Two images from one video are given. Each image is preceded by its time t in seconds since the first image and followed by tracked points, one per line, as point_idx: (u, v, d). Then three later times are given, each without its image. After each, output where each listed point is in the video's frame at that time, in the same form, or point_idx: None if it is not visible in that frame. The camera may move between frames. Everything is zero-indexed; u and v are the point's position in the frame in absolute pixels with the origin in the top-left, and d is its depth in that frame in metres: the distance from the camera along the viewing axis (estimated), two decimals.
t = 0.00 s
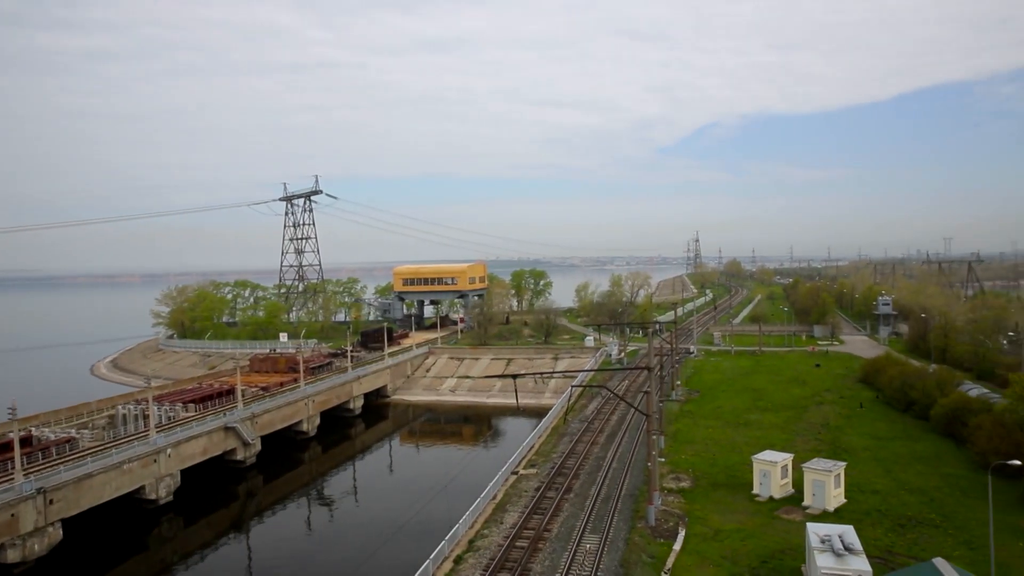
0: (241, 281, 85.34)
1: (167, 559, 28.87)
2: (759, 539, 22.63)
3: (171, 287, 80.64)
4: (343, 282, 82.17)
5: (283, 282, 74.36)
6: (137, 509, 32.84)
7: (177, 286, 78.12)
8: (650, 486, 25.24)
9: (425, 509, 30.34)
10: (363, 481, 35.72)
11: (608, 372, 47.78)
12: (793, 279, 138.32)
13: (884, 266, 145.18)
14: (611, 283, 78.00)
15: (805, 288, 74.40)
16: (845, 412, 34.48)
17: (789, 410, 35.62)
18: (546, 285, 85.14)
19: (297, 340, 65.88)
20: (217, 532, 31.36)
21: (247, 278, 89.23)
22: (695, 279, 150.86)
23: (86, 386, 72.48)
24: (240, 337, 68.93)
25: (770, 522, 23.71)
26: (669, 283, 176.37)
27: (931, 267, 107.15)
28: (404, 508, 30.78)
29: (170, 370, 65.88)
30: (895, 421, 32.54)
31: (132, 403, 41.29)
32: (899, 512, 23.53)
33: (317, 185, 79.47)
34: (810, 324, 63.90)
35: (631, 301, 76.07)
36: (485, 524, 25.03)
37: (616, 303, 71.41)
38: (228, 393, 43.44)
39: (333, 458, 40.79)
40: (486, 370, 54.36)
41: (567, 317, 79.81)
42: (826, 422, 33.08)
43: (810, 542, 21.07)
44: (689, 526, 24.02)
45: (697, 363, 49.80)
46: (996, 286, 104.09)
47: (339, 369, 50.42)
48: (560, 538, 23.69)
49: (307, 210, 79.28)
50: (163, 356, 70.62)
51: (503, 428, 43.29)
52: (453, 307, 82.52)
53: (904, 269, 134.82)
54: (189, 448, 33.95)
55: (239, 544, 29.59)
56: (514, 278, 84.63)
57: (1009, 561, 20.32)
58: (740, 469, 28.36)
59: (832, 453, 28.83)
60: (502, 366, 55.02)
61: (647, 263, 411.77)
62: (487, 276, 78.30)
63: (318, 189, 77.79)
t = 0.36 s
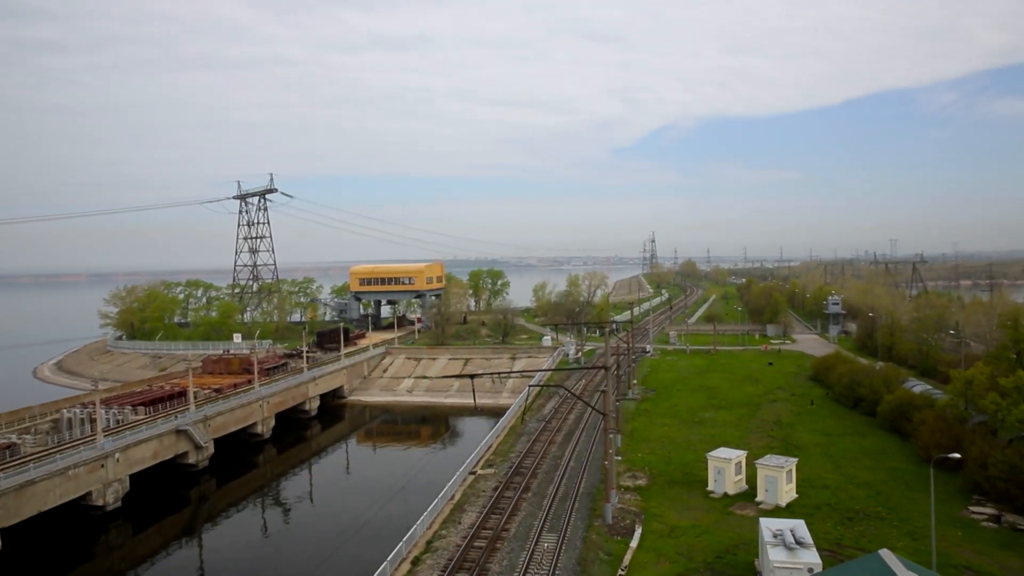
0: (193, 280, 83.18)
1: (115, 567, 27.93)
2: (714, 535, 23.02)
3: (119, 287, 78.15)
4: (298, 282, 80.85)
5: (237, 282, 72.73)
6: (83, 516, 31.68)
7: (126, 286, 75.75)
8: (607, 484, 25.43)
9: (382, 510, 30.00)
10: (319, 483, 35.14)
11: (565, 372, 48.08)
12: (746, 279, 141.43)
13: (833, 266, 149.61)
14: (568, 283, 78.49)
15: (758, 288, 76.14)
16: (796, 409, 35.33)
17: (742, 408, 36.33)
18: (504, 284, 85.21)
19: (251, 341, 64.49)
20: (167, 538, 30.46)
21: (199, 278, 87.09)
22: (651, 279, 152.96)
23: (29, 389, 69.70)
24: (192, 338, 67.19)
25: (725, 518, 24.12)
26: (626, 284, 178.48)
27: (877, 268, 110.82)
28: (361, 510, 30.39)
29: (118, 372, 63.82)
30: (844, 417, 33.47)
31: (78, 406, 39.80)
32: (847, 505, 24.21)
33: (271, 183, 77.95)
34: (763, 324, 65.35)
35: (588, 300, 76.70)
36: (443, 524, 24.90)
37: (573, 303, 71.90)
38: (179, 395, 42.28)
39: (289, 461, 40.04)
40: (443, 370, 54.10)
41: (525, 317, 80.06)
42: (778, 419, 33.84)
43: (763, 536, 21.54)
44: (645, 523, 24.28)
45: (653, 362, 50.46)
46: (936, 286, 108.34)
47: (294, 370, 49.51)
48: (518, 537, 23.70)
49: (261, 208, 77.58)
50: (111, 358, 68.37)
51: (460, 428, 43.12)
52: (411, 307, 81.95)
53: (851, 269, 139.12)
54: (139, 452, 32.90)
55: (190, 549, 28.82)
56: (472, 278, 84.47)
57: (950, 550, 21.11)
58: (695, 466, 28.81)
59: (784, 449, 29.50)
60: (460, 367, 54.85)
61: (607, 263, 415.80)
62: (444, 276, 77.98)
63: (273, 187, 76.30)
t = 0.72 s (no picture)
0: (143, 281, 80.88)
1: None
2: (670, 532, 23.33)
3: (65, 287, 75.60)
4: (253, 282, 79.41)
5: (190, 282, 70.98)
6: (26, 525, 30.49)
7: (72, 286, 73.34)
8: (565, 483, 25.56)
9: (340, 512, 29.62)
10: (274, 486, 34.50)
11: (523, 372, 48.25)
12: (702, 279, 143.97)
13: (785, 266, 153.44)
14: (526, 283, 78.83)
15: (713, 288, 77.56)
16: (750, 407, 36.04)
17: (698, 406, 36.90)
18: (462, 284, 85.11)
19: (204, 342, 63.00)
20: (116, 546, 29.53)
21: (150, 278, 84.85)
22: (609, 279, 154.72)
23: None
24: (142, 339, 65.42)
25: (681, 515, 24.46)
26: (585, 283, 180.03)
27: (827, 268, 113.99)
28: (318, 512, 29.94)
29: (65, 375, 61.73)
30: (796, 414, 34.26)
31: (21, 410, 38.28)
32: (799, 500, 24.75)
33: (225, 181, 76.22)
34: (718, 323, 66.62)
35: (547, 300, 77.16)
36: (401, 526, 24.69)
37: (531, 302, 72.15)
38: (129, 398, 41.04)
39: (244, 463, 39.26)
40: (401, 371, 53.76)
41: (483, 317, 80.15)
42: (733, 417, 34.46)
43: (718, 531, 21.99)
44: (603, 521, 24.46)
45: (611, 361, 50.95)
46: (882, 286, 112.03)
47: (249, 371, 48.58)
48: (477, 537, 23.65)
49: (216, 207, 75.23)
50: (57, 360, 66.08)
51: (418, 429, 42.85)
52: (369, 307, 81.26)
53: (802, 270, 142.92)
54: (86, 458, 31.84)
55: (140, 556, 28.00)
56: (430, 278, 84.19)
57: (896, 541, 21.77)
58: (652, 464, 29.15)
59: (738, 447, 30.05)
60: (417, 367, 54.60)
61: (567, 263, 418.68)
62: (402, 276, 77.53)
63: (226, 184, 74.56)
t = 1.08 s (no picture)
0: (89, 280, 78.35)
1: None
2: (625, 530, 23.55)
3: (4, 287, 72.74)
4: (204, 282, 77.51)
5: (137, 281, 68.91)
6: None
7: (12, 286, 70.59)
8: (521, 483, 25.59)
9: (295, 514, 29.17)
10: (226, 490, 33.77)
11: (479, 372, 48.21)
12: (656, 279, 145.92)
13: (737, 267, 156.68)
14: (483, 283, 78.81)
15: (668, 288, 78.65)
16: (703, 405, 36.61)
17: (652, 405, 37.33)
18: (418, 284, 84.65)
19: (153, 343, 61.32)
20: (59, 555, 28.50)
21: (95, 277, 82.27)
22: (564, 279, 155.69)
23: None
24: (87, 341, 63.37)
25: (636, 513, 24.70)
26: (543, 283, 180.83)
27: (778, 269, 116.60)
28: (273, 515, 29.43)
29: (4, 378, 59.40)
30: (748, 412, 34.92)
31: None
32: (751, 496, 25.23)
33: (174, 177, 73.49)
34: (673, 323, 67.63)
35: (503, 300, 77.30)
36: (357, 528, 24.41)
37: (488, 302, 72.14)
38: (73, 402, 39.68)
39: (194, 467, 38.38)
40: (356, 372, 53.24)
41: (439, 317, 79.90)
42: (687, 415, 34.96)
43: (673, 528, 22.27)
44: (560, 520, 24.56)
45: (567, 361, 51.26)
46: (830, 286, 115.14)
47: (200, 373, 47.48)
48: (433, 538, 23.53)
49: (165, 205, 69.33)
50: None
51: (374, 430, 42.45)
52: (323, 307, 80.24)
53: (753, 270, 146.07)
54: (26, 464, 30.66)
55: (85, 564, 27.09)
56: (385, 278, 83.55)
57: (843, 534, 22.35)
58: (608, 462, 29.38)
59: (693, 445, 30.47)
60: (373, 367, 54.18)
61: (529, 264, 420.06)
62: (357, 275, 76.76)
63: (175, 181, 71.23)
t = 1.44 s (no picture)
0: (34, 279, 75.83)
1: None
2: (585, 528, 23.70)
3: None
4: (156, 281, 74.83)
5: (86, 281, 66.92)
6: None
7: None
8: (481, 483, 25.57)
9: (252, 518, 28.69)
10: (180, 494, 33.02)
11: (439, 372, 48.05)
12: (614, 280, 147.27)
13: (693, 267, 159.19)
14: (442, 283, 78.61)
15: (627, 288, 79.56)
16: (661, 404, 37.05)
17: (611, 404, 37.68)
18: (377, 284, 84.00)
19: (104, 344, 59.73)
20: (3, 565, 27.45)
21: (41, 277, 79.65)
22: (523, 279, 156.17)
23: None
24: (32, 343, 61.35)
25: (595, 511, 24.88)
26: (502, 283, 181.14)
27: (732, 269, 118.76)
28: (229, 519, 28.88)
29: None
30: (705, 410, 35.47)
31: None
32: (708, 493, 25.60)
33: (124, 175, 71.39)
34: (631, 322, 68.35)
35: (462, 300, 77.24)
36: (315, 531, 24.09)
37: (446, 302, 72.03)
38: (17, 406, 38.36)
39: (146, 472, 37.48)
40: (313, 372, 52.71)
41: (398, 317, 79.44)
42: (645, 414, 35.33)
43: (631, 526, 22.43)
44: (519, 520, 24.59)
45: (527, 360, 51.38)
46: (784, 287, 117.87)
47: (152, 375, 46.42)
48: (392, 540, 23.33)
49: (115, 203, 66.95)
50: None
51: (332, 431, 42.00)
52: (280, 308, 79.07)
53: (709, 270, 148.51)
54: None
55: (31, 574, 26.19)
56: (343, 278, 82.71)
57: (796, 529, 22.79)
58: (567, 462, 29.52)
59: (651, 443, 30.79)
60: (331, 368, 53.81)
61: (493, 263, 420.24)
62: (315, 275, 75.85)
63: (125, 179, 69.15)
